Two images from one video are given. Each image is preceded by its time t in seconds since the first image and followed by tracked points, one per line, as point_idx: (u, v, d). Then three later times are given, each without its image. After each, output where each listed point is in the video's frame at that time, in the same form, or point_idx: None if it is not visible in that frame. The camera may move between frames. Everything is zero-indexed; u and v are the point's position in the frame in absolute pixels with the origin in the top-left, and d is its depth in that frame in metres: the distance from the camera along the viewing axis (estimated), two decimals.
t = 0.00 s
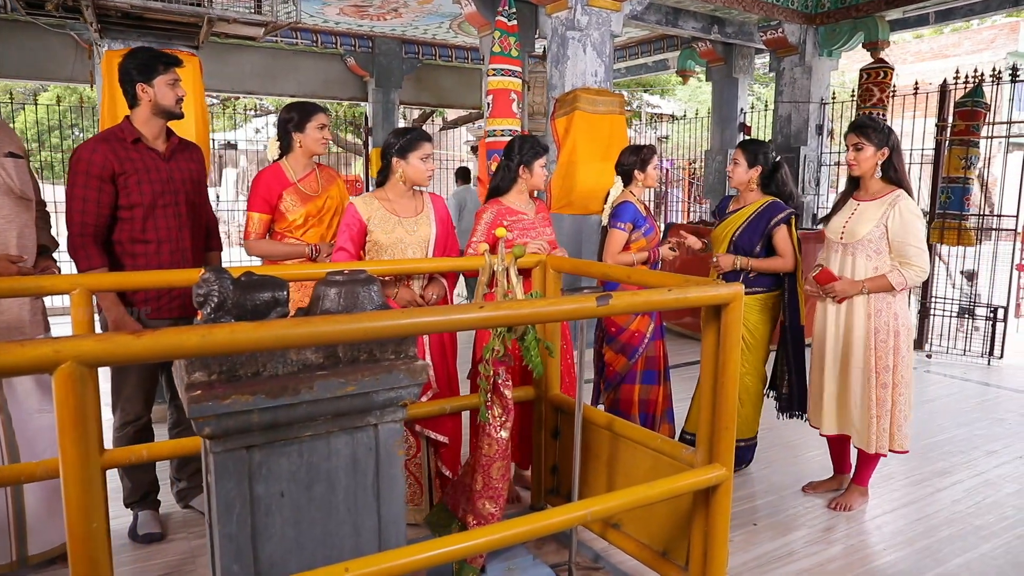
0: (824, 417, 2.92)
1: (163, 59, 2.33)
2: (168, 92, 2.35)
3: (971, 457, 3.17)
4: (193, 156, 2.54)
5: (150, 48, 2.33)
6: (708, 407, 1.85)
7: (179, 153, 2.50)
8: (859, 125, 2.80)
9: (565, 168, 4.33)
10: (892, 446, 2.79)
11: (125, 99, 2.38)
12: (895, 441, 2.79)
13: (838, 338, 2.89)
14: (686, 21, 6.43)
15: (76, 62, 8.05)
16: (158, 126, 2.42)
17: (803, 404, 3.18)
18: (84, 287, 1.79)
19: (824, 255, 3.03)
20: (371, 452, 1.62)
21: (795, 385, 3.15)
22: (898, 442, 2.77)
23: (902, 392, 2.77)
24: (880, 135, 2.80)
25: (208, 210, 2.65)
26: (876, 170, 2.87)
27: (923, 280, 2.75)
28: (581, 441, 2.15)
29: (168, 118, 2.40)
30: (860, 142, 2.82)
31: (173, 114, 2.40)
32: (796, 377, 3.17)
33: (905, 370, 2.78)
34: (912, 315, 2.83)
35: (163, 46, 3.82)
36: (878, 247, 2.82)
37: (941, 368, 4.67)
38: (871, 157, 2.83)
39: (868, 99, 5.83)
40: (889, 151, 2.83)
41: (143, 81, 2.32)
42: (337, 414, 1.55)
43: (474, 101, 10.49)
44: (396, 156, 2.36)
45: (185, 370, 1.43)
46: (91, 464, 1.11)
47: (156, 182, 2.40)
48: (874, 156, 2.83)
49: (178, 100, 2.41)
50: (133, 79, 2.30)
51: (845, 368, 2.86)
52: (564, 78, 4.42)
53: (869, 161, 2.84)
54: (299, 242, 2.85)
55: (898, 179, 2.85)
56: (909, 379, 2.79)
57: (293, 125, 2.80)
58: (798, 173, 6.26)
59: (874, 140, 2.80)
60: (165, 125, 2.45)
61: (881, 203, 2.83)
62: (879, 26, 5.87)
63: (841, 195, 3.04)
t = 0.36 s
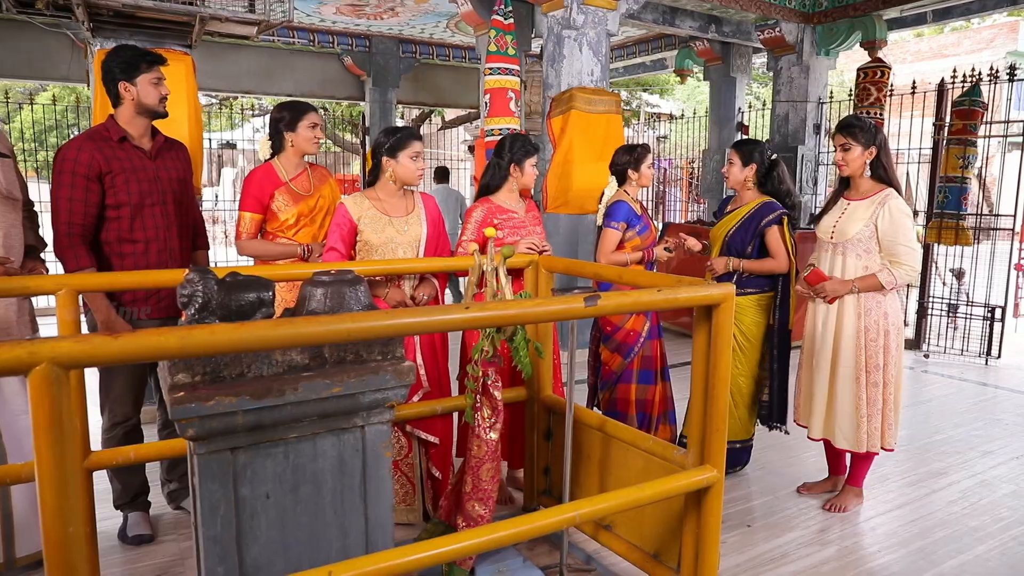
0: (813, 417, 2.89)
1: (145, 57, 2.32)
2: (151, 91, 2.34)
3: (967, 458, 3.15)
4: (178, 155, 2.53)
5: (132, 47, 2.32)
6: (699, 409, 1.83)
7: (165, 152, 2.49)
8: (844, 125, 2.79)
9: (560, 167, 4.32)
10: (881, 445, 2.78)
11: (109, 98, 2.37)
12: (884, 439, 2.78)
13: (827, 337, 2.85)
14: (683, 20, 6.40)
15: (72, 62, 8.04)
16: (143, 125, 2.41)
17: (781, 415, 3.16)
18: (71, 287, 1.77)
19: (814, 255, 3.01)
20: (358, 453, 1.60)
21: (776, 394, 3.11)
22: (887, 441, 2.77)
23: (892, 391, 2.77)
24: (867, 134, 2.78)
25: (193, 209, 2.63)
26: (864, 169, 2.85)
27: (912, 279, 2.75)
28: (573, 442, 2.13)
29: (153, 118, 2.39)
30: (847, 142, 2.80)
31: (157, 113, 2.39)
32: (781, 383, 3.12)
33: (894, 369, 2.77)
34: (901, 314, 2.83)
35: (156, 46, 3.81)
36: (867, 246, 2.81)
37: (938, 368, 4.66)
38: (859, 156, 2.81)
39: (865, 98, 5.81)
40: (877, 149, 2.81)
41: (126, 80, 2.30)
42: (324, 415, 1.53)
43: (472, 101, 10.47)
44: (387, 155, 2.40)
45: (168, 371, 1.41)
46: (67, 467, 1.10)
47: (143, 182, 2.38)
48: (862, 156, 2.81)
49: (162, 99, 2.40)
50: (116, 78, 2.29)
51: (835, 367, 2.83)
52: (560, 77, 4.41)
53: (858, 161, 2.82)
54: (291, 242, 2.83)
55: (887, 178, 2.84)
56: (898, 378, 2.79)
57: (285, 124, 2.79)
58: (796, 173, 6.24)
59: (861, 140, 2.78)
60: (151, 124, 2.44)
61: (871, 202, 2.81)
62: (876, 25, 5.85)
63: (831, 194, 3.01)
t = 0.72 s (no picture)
0: (799, 416, 2.86)
1: (129, 55, 2.30)
2: (136, 89, 2.32)
3: (964, 458, 3.14)
4: (164, 154, 2.52)
5: (116, 44, 2.30)
6: (690, 411, 1.81)
7: (151, 151, 2.47)
8: (830, 125, 2.78)
9: (556, 166, 4.31)
10: (868, 443, 2.76)
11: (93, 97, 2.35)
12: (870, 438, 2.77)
13: (814, 336, 2.82)
14: (681, 19, 6.38)
15: (69, 62, 8.03)
16: (129, 124, 2.39)
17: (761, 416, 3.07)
18: (55, 288, 1.76)
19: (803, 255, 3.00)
20: (345, 456, 1.59)
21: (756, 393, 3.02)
22: (873, 440, 2.75)
23: (879, 390, 2.75)
24: (852, 134, 2.76)
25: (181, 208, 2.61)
26: (852, 168, 2.84)
27: (900, 278, 2.72)
28: (564, 443, 2.12)
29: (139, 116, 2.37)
30: (834, 142, 2.79)
31: (142, 112, 2.37)
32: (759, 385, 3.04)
33: (882, 368, 2.76)
34: (890, 314, 2.81)
35: (149, 45, 3.79)
36: (855, 245, 2.79)
37: (936, 368, 4.64)
38: (847, 156, 2.80)
39: (863, 97, 5.78)
40: (864, 148, 2.79)
41: (110, 78, 2.28)
42: (309, 417, 1.52)
43: (470, 100, 10.45)
44: (374, 155, 2.40)
45: (150, 373, 1.40)
46: (42, 471, 1.09)
47: (131, 182, 2.37)
48: (850, 156, 2.80)
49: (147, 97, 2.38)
50: (100, 77, 2.27)
51: (822, 366, 2.80)
52: (556, 76, 4.38)
53: (845, 161, 2.81)
54: (282, 241, 2.83)
55: (876, 176, 2.82)
56: (886, 377, 2.77)
57: (275, 123, 2.78)
58: (793, 172, 6.22)
59: (847, 140, 2.76)
60: (137, 123, 2.43)
61: (860, 201, 2.80)
62: (874, 23, 5.85)
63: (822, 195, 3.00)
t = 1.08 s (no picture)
0: (791, 415, 2.87)
1: (116, 54, 2.29)
2: (123, 88, 2.31)
3: (960, 459, 3.12)
4: (153, 154, 2.51)
5: (104, 43, 2.29)
6: (682, 413, 1.79)
7: (140, 151, 2.46)
8: (818, 125, 2.78)
9: (553, 164, 4.30)
10: (860, 442, 2.74)
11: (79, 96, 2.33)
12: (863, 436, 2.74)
13: (805, 335, 2.82)
14: (679, 18, 6.36)
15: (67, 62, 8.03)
16: (117, 123, 2.38)
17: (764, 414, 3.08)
18: (41, 288, 1.75)
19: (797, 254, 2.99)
20: (332, 457, 1.58)
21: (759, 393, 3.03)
22: (866, 438, 2.72)
23: (872, 388, 2.72)
24: (842, 132, 2.76)
25: (169, 208, 2.59)
26: (844, 167, 2.82)
27: (893, 276, 2.70)
28: (556, 444, 2.10)
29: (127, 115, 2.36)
30: (824, 142, 2.79)
31: (129, 111, 2.36)
32: (763, 381, 3.05)
33: (876, 367, 2.73)
34: (884, 313, 2.78)
35: (142, 43, 3.81)
36: (848, 244, 2.78)
37: (934, 368, 4.63)
38: (838, 155, 2.79)
39: (861, 96, 5.76)
40: (855, 146, 2.78)
41: (96, 77, 2.27)
42: (296, 419, 1.50)
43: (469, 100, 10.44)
44: (362, 154, 2.40)
45: (134, 374, 1.39)
46: (18, 476, 1.08)
47: (120, 182, 2.36)
48: (841, 155, 2.79)
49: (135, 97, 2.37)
50: (87, 75, 2.26)
51: (814, 364, 2.79)
52: (553, 75, 4.37)
53: (837, 160, 2.79)
54: (274, 242, 2.82)
55: (868, 174, 2.80)
56: (881, 376, 2.74)
57: (266, 122, 2.76)
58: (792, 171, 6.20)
59: (837, 139, 2.76)
60: (124, 122, 2.42)
61: (852, 199, 2.78)
62: (873, 22, 5.84)
63: (814, 194, 2.98)
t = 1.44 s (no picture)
0: (798, 416, 2.84)
1: (104, 52, 2.28)
2: (111, 86, 2.31)
3: (959, 460, 3.10)
4: (142, 153, 2.50)
5: (92, 40, 2.28)
6: (675, 413, 1.77)
7: (129, 150, 2.45)
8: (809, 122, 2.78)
9: (551, 163, 4.28)
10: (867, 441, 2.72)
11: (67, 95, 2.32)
12: (870, 436, 2.73)
13: (807, 336, 2.80)
14: (678, 16, 6.34)
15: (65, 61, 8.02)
16: (106, 122, 2.38)
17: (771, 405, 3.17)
18: (28, 288, 1.74)
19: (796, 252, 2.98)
20: (321, 458, 1.56)
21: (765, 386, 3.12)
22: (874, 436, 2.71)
23: (877, 386, 2.71)
24: (831, 130, 2.76)
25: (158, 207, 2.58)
26: (835, 165, 2.81)
27: (894, 273, 2.70)
28: (550, 445, 2.08)
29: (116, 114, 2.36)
30: (813, 139, 2.79)
31: (117, 109, 2.36)
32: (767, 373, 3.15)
33: (879, 365, 2.72)
34: (885, 310, 2.77)
35: (137, 42, 3.81)
36: (848, 243, 2.76)
37: (934, 367, 4.60)
38: (827, 153, 2.79)
39: (861, 95, 5.74)
40: (845, 143, 2.77)
41: (83, 75, 2.27)
42: (283, 419, 1.49)
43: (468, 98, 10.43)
44: (353, 153, 2.39)
45: (119, 374, 1.38)
46: None
47: (110, 182, 2.36)
48: (831, 153, 2.79)
49: (122, 95, 2.36)
50: (73, 73, 2.26)
51: (818, 365, 2.77)
52: (551, 74, 4.35)
53: (826, 158, 2.79)
54: (265, 241, 2.82)
55: (860, 171, 2.79)
56: (883, 374, 2.73)
57: (258, 121, 2.76)
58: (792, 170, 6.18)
59: (826, 137, 2.76)
60: (113, 121, 2.41)
61: (849, 198, 2.77)
62: (873, 21, 5.86)
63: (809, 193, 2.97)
